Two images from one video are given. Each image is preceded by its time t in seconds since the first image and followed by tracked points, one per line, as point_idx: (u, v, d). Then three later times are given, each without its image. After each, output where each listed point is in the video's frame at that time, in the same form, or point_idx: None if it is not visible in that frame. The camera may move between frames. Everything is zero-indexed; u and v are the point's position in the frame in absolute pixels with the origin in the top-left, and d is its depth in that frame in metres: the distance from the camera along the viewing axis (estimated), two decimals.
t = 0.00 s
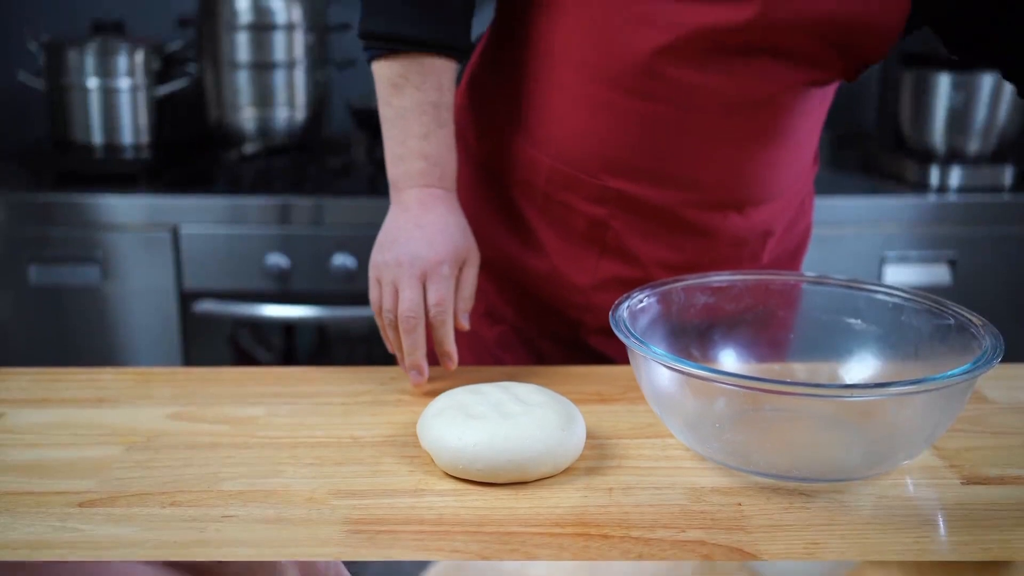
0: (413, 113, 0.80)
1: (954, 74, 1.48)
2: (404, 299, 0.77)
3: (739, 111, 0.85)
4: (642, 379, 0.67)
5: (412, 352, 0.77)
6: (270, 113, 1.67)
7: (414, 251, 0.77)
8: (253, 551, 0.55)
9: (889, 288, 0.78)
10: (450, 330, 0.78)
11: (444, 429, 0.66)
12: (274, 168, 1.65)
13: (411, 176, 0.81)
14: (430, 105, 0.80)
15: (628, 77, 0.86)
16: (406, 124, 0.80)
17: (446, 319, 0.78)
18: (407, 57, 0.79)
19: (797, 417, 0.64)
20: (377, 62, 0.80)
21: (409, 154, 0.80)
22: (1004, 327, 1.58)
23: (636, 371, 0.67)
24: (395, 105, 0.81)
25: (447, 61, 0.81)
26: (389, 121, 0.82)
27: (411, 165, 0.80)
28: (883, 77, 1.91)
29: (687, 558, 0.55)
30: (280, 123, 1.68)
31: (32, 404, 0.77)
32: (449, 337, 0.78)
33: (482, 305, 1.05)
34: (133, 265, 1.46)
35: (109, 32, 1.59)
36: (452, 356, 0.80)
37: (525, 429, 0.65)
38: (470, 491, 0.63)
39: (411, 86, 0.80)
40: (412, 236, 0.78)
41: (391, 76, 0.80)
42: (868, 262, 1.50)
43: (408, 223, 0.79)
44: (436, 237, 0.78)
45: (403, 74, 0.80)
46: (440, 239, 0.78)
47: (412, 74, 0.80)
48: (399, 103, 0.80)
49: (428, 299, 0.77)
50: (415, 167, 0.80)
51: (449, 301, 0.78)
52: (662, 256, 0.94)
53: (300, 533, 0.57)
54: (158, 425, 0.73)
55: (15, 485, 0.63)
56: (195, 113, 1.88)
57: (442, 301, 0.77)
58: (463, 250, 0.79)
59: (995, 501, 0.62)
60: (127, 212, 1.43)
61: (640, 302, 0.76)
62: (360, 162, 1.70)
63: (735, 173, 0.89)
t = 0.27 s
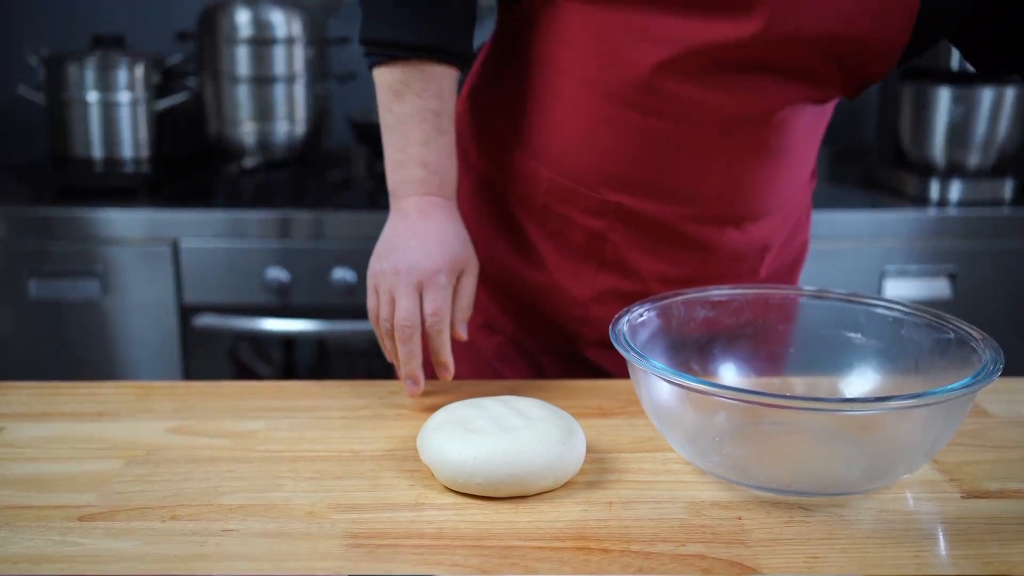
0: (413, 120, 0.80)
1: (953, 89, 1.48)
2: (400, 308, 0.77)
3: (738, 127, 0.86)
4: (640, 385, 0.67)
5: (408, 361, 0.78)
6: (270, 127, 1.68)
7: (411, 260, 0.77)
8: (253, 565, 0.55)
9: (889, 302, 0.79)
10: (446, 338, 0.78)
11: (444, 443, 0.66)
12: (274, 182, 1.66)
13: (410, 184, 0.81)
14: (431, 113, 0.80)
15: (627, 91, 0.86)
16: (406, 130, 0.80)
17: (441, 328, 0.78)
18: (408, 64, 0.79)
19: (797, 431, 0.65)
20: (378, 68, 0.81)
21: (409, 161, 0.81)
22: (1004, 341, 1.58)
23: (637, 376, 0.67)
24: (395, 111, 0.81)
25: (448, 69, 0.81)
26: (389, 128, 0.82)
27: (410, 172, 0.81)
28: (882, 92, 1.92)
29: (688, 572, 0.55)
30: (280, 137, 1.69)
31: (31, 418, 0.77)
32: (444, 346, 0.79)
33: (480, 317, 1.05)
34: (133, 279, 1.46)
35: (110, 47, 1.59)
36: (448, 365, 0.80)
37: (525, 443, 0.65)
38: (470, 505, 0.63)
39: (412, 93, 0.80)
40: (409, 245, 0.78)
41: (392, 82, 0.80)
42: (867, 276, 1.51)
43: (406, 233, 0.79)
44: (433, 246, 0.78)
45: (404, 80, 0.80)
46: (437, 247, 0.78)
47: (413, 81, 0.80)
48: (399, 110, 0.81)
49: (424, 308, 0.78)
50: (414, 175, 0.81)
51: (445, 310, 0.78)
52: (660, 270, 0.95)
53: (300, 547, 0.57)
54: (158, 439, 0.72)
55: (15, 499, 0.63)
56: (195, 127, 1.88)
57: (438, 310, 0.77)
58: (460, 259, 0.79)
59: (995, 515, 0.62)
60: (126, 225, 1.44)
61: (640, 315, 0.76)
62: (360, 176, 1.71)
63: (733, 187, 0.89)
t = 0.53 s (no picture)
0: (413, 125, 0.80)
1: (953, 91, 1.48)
2: (404, 315, 0.77)
3: (737, 129, 0.86)
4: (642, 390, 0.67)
5: (413, 367, 0.78)
6: (270, 128, 1.68)
7: (414, 266, 0.77)
8: (253, 566, 0.55)
9: (889, 303, 0.79)
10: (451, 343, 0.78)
11: (444, 444, 0.66)
12: (274, 183, 1.66)
13: (412, 189, 0.81)
14: (432, 118, 0.81)
15: (626, 93, 0.86)
16: (407, 136, 0.81)
17: (447, 334, 0.78)
18: (408, 70, 0.80)
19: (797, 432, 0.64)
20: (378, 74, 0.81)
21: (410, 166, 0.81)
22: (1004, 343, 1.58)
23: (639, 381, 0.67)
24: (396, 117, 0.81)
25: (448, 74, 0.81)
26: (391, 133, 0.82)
27: (412, 178, 0.81)
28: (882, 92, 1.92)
29: (687, 573, 0.55)
30: (280, 138, 1.69)
31: (31, 419, 0.77)
32: (450, 351, 0.79)
33: (481, 319, 1.06)
34: (133, 280, 1.46)
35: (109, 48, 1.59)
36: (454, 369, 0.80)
37: (525, 444, 0.65)
38: (470, 506, 0.63)
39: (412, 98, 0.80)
40: (412, 251, 0.78)
41: (393, 88, 0.80)
42: (868, 277, 1.51)
43: (409, 238, 0.79)
44: (437, 251, 0.78)
45: (404, 86, 0.80)
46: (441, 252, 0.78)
47: (413, 86, 0.80)
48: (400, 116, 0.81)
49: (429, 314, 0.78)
50: (416, 180, 0.81)
51: (450, 315, 0.78)
52: (659, 271, 0.95)
53: (300, 548, 0.57)
54: (157, 440, 0.72)
55: (14, 500, 0.63)
56: (194, 128, 1.89)
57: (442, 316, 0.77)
58: (464, 264, 0.79)
59: (996, 516, 0.62)
60: (126, 226, 1.44)
61: (640, 317, 0.76)
62: (360, 178, 1.71)
63: (731, 189, 0.89)
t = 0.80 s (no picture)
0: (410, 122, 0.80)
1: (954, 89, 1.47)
2: (397, 311, 0.77)
3: (733, 130, 0.85)
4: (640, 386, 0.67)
5: (405, 364, 0.78)
6: (270, 128, 1.68)
7: (408, 264, 0.77)
8: (253, 566, 0.55)
9: (889, 303, 0.78)
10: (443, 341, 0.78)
11: (444, 444, 0.66)
12: (274, 183, 1.66)
13: (407, 185, 0.81)
14: (429, 114, 0.81)
15: (622, 93, 0.86)
16: (404, 132, 0.80)
17: (439, 332, 0.78)
18: (406, 66, 0.79)
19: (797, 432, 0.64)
20: (376, 69, 0.81)
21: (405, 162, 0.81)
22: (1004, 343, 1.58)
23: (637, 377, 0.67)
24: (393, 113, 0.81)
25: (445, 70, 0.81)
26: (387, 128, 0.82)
27: (407, 175, 0.81)
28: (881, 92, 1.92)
29: (687, 573, 0.55)
30: (280, 138, 1.69)
31: (31, 419, 0.77)
32: (442, 350, 0.79)
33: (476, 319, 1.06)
34: (133, 280, 1.46)
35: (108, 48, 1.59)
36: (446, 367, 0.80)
37: (525, 444, 0.65)
38: (470, 506, 0.63)
39: (410, 94, 0.80)
40: (406, 249, 0.78)
41: (390, 84, 0.80)
42: (868, 277, 1.51)
43: (403, 236, 0.79)
44: (431, 249, 0.78)
45: (402, 82, 0.80)
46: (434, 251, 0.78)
47: (411, 82, 0.80)
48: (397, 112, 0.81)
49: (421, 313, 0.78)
50: (411, 176, 0.81)
51: (442, 313, 0.78)
52: (655, 271, 0.95)
53: (300, 548, 0.57)
54: (157, 440, 0.72)
55: (14, 500, 0.63)
56: (194, 128, 1.89)
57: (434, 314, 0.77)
58: (457, 262, 0.79)
59: (996, 516, 0.62)
60: (126, 227, 1.44)
61: (640, 317, 0.76)
62: (360, 178, 1.71)
63: (728, 189, 0.89)
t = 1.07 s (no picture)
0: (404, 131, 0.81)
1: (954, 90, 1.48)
2: (396, 319, 0.77)
3: (729, 130, 0.86)
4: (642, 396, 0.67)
5: (406, 372, 0.77)
6: (270, 128, 1.68)
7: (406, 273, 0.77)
8: (253, 566, 0.55)
9: (889, 303, 0.78)
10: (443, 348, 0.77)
11: (444, 444, 0.66)
12: (274, 183, 1.66)
13: (404, 194, 0.81)
14: (423, 123, 0.81)
15: (617, 95, 0.86)
16: (398, 141, 0.81)
17: (438, 339, 0.78)
18: (399, 75, 0.80)
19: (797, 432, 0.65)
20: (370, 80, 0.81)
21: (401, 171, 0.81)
22: (1005, 343, 1.58)
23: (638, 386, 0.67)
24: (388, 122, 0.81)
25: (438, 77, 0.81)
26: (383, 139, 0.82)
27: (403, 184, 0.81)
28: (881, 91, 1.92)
29: (687, 574, 0.55)
30: (280, 138, 1.70)
31: (31, 419, 0.76)
32: (442, 357, 0.78)
33: (476, 322, 1.06)
34: (133, 280, 1.46)
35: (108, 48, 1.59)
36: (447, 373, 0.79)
37: (525, 444, 0.65)
38: (470, 506, 0.63)
39: (403, 102, 0.80)
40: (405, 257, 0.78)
41: (384, 94, 0.81)
42: (868, 276, 1.51)
43: (402, 243, 0.79)
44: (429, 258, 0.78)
45: (395, 92, 0.80)
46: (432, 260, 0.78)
47: (404, 91, 0.80)
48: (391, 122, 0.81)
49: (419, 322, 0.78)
50: (407, 185, 0.81)
51: (441, 320, 0.77)
52: (653, 272, 0.95)
53: (300, 548, 0.57)
54: (157, 440, 0.73)
55: (15, 500, 0.63)
56: (195, 128, 1.89)
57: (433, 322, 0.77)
58: (454, 270, 0.79)
59: (996, 516, 0.62)
60: (126, 227, 1.44)
61: (640, 317, 0.76)
62: (360, 178, 1.71)
63: (725, 189, 0.89)
